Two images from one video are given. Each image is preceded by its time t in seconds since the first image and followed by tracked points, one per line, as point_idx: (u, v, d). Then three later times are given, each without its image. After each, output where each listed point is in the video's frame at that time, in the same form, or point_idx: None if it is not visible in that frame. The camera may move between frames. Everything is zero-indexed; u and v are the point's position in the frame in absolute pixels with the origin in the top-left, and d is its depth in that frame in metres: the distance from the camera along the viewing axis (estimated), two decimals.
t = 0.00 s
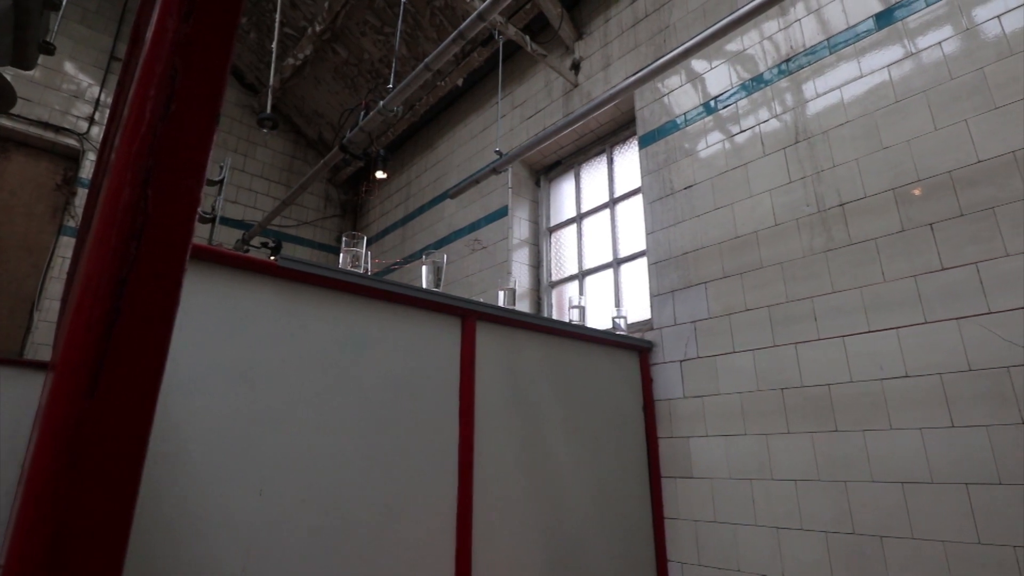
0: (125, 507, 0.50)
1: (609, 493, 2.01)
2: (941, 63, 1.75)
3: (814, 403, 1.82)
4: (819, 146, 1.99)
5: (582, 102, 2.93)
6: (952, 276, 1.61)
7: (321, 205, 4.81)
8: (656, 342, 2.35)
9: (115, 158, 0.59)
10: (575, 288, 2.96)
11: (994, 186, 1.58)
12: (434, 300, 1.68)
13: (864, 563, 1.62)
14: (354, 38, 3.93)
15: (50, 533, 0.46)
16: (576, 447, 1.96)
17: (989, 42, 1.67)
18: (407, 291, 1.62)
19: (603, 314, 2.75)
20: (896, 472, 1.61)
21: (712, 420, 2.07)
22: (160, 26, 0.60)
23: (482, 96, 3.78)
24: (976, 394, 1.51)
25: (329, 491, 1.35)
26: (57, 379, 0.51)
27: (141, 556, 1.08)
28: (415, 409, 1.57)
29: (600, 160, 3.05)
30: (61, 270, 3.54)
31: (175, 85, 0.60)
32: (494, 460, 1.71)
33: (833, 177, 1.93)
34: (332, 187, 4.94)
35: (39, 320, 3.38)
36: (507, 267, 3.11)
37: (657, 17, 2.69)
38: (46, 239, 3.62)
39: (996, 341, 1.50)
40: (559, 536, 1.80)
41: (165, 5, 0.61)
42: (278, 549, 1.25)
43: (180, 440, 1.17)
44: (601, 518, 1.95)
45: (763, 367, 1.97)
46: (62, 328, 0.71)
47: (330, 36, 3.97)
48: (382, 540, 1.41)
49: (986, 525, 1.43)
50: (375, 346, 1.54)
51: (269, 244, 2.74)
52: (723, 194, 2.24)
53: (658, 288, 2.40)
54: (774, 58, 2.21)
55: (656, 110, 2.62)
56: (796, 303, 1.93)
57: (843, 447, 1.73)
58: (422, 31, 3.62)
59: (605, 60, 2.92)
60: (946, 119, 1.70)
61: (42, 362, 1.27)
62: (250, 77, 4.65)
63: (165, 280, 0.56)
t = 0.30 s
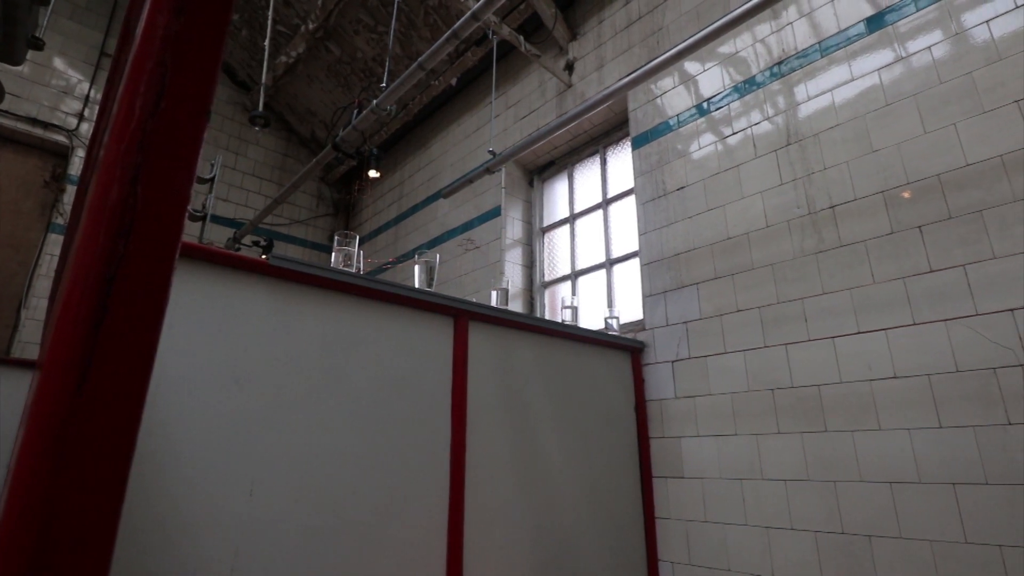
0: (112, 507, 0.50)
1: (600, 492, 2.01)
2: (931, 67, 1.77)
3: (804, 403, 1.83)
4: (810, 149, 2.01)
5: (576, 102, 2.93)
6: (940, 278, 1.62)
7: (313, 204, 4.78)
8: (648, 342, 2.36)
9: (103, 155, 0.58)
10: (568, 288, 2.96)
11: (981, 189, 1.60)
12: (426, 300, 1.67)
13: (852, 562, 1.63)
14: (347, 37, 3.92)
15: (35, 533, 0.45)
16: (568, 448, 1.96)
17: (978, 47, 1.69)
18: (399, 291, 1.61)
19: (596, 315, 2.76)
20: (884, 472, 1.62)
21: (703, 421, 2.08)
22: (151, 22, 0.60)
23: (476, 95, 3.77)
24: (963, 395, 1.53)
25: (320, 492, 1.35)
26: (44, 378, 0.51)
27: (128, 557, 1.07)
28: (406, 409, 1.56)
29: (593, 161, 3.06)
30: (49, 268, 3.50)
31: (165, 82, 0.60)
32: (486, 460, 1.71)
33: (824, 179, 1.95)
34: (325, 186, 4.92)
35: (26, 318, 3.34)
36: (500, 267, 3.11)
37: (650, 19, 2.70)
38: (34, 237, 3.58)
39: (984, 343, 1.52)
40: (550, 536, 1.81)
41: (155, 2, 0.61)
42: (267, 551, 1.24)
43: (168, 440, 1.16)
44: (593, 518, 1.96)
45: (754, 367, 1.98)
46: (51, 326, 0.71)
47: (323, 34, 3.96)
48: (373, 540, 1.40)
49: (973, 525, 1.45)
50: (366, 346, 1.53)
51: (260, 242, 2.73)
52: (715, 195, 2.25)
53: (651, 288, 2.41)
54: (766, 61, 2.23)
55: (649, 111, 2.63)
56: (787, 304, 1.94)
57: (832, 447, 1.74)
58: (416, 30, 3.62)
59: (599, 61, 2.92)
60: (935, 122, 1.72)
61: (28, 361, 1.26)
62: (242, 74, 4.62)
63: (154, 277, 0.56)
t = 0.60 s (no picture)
0: (98, 507, 0.49)
1: (591, 492, 2.02)
2: (919, 72, 1.79)
3: (793, 404, 1.85)
4: (800, 151, 2.02)
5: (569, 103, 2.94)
6: (928, 280, 1.64)
7: (305, 202, 4.76)
8: (639, 342, 2.37)
9: (91, 152, 0.58)
10: (560, 288, 2.96)
11: (968, 193, 1.62)
12: (418, 299, 1.67)
13: (840, 562, 1.64)
14: (340, 34, 3.90)
15: (18, 533, 0.45)
16: (559, 448, 1.97)
17: (966, 52, 1.71)
18: (390, 290, 1.61)
19: (587, 315, 2.77)
20: (872, 473, 1.64)
21: (693, 421, 2.09)
22: (140, 18, 0.59)
23: (469, 95, 3.77)
24: (950, 396, 1.55)
25: (310, 492, 1.34)
26: (29, 376, 0.50)
27: (114, 558, 1.06)
28: (397, 408, 1.56)
29: (586, 162, 3.07)
30: (36, 265, 3.45)
31: (153, 78, 0.59)
32: (477, 460, 1.71)
33: (814, 181, 1.96)
34: (317, 184, 4.89)
35: (11, 316, 3.30)
36: (492, 266, 3.11)
37: (643, 20, 2.71)
38: (20, 234, 3.53)
39: (970, 345, 1.54)
40: (541, 536, 1.81)
41: None
42: (256, 551, 1.23)
43: (155, 440, 1.15)
44: (583, 518, 1.96)
45: (743, 368, 1.99)
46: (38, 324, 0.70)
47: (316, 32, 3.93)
48: (363, 541, 1.40)
49: (958, 524, 1.47)
50: (357, 345, 1.52)
51: (251, 241, 2.71)
52: (706, 197, 2.27)
53: (642, 289, 2.41)
54: (758, 64, 2.24)
55: (642, 112, 2.64)
56: (777, 305, 1.96)
57: (821, 448, 1.76)
58: (410, 29, 3.61)
59: (592, 62, 2.93)
60: (924, 126, 1.74)
61: (12, 359, 1.25)
62: (234, 71, 4.58)
63: (142, 274, 0.55)
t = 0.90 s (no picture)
0: (81, 507, 0.48)
1: (580, 492, 2.02)
2: (907, 76, 1.81)
3: (780, 405, 1.86)
4: (789, 154, 2.04)
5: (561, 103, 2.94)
6: (913, 283, 1.66)
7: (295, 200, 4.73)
8: (629, 343, 2.38)
9: (75, 148, 0.57)
10: (551, 288, 2.97)
11: (953, 197, 1.64)
12: (409, 299, 1.66)
13: (826, 562, 1.66)
14: (331, 32, 3.88)
15: None
16: (549, 448, 1.97)
17: (952, 57, 1.73)
18: (381, 289, 1.60)
19: (578, 315, 2.77)
20: (857, 473, 1.66)
21: (682, 421, 2.10)
22: (127, 13, 0.59)
23: (461, 94, 3.76)
24: (934, 397, 1.57)
25: (298, 493, 1.33)
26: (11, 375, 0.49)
27: (97, 559, 1.04)
28: (386, 408, 1.55)
29: (577, 162, 3.07)
30: (20, 262, 3.40)
31: (140, 74, 0.59)
32: (466, 461, 1.71)
33: (802, 184, 1.98)
34: (307, 182, 4.86)
35: None
36: (483, 266, 3.10)
37: (635, 22, 2.72)
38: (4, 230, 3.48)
39: (954, 346, 1.56)
40: (530, 536, 1.81)
41: None
42: (243, 551, 1.22)
43: (141, 440, 1.13)
44: (573, 518, 1.97)
45: (732, 369, 2.01)
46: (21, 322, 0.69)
47: (307, 29, 3.91)
48: (351, 542, 1.39)
49: (941, 523, 1.49)
50: (346, 344, 1.51)
51: (239, 239, 2.68)
52: (697, 198, 2.28)
53: (632, 290, 2.42)
54: (749, 67, 2.26)
55: (633, 114, 2.65)
56: (765, 307, 1.97)
57: (807, 448, 1.77)
58: (402, 28, 3.60)
59: (584, 62, 2.94)
60: (910, 131, 1.76)
61: None
62: (224, 67, 4.54)
63: (128, 272, 0.55)
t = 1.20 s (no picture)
0: (61, 507, 0.48)
1: (569, 492, 2.03)
2: (894, 81, 1.84)
3: (768, 405, 1.88)
4: (778, 156, 2.06)
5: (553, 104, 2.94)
6: (899, 285, 1.68)
7: (284, 198, 4.69)
8: (619, 343, 2.39)
9: (59, 143, 0.56)
10: (541, 288, 2.97)
11: (938, 201, 1.66)
12: (399, 299, 1.66)
13: (811, 561, 1.68)
14: (323, 29, 3.85)
15: None
16: (538, 448, 1.97)
17: (939, 63, 1.76)
18: (371, 288, 1.59)
19: (568, 315, 2.78)
20: (843, 473, 1.68)
21: (671, 421, 2.11)
22: (113, 7, 0.58)
23: (453, 93, 3.76)
24: (919, 398, 1.59)
25: (285, 493, 1.32)
26: None
27: (80, 560, 1.03)
28: (375, 408, 1.54)
29: (568, 163, 3.08)
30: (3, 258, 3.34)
31: (126, 68, 0.58)
32: (456, 461, 1.70)
33: (790, 187, 2.00)
34: (297, 180, 4.83)
35: None
36: (473, 266, 3.10)
37: (627, 24, 2.73)
38: None
39: (938, 348, 1.58)
40: (519, 537, 1.81)
41: None
42: (229, 553, 1.21)
43: (125, 439, 1.12)
44: (561, 517, 1.97)
45: (720, 369, 2.02)
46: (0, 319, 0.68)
47: (298, 26, 3.88)
48: (339, 542, 1.38)
49: (924, 522, 1.51)
50: (335, 343, 1.51)
51: (228, 237, 2.66)
52: (687, 200, 2.29)
53: (622, 290, 2.43)
54: (739, 70, 2.28)
55: (624, 115, 2.66)
56: (753, 308, 1.99)
57: (794, 448, 1.79)
58: (393, 26, 3.58)
59: (576, 63, 2.94)
60: (897, 135, 1.79)
61: None
62: (213, 63, 4.50)
63: (112, 269, 0.54)
